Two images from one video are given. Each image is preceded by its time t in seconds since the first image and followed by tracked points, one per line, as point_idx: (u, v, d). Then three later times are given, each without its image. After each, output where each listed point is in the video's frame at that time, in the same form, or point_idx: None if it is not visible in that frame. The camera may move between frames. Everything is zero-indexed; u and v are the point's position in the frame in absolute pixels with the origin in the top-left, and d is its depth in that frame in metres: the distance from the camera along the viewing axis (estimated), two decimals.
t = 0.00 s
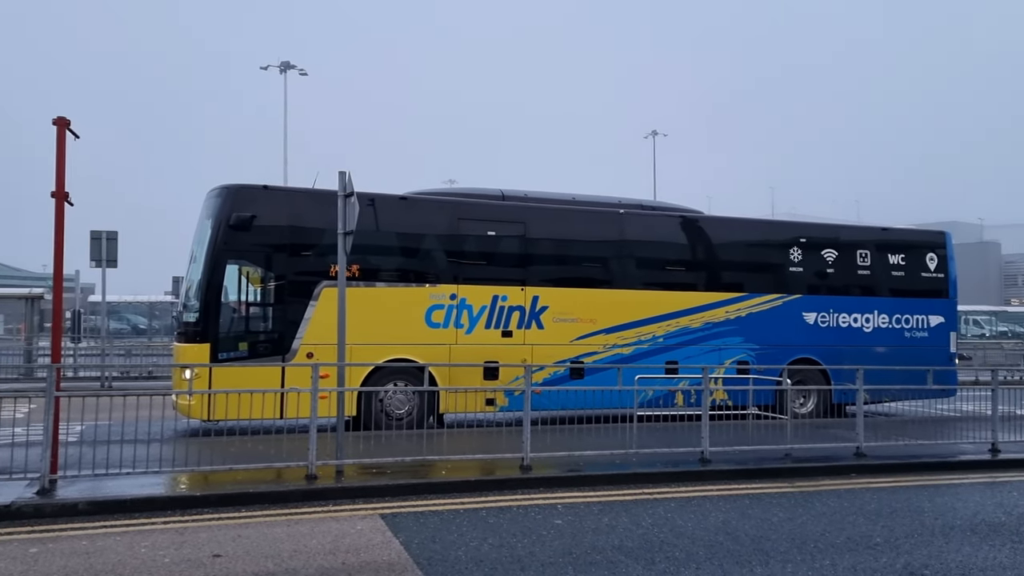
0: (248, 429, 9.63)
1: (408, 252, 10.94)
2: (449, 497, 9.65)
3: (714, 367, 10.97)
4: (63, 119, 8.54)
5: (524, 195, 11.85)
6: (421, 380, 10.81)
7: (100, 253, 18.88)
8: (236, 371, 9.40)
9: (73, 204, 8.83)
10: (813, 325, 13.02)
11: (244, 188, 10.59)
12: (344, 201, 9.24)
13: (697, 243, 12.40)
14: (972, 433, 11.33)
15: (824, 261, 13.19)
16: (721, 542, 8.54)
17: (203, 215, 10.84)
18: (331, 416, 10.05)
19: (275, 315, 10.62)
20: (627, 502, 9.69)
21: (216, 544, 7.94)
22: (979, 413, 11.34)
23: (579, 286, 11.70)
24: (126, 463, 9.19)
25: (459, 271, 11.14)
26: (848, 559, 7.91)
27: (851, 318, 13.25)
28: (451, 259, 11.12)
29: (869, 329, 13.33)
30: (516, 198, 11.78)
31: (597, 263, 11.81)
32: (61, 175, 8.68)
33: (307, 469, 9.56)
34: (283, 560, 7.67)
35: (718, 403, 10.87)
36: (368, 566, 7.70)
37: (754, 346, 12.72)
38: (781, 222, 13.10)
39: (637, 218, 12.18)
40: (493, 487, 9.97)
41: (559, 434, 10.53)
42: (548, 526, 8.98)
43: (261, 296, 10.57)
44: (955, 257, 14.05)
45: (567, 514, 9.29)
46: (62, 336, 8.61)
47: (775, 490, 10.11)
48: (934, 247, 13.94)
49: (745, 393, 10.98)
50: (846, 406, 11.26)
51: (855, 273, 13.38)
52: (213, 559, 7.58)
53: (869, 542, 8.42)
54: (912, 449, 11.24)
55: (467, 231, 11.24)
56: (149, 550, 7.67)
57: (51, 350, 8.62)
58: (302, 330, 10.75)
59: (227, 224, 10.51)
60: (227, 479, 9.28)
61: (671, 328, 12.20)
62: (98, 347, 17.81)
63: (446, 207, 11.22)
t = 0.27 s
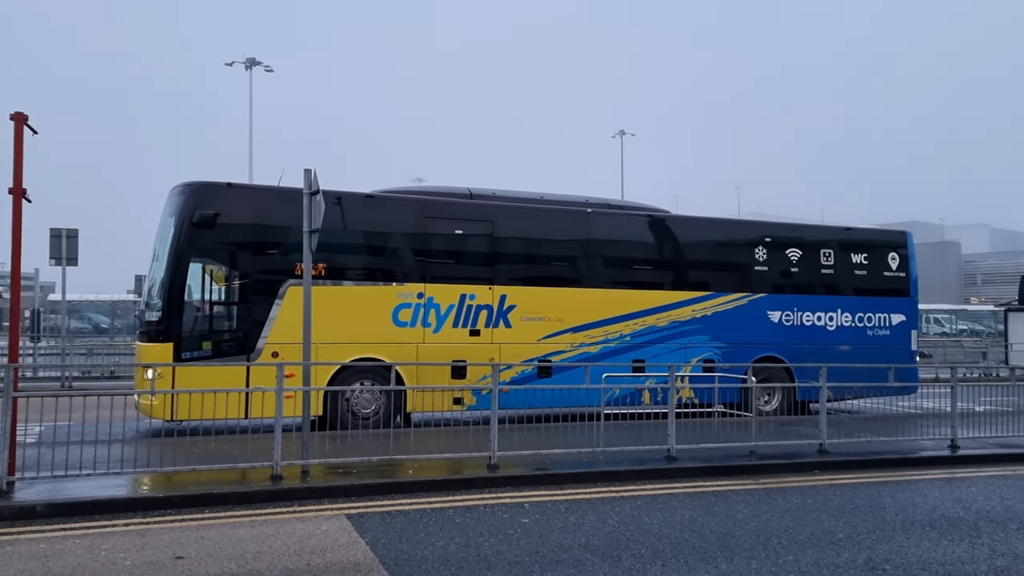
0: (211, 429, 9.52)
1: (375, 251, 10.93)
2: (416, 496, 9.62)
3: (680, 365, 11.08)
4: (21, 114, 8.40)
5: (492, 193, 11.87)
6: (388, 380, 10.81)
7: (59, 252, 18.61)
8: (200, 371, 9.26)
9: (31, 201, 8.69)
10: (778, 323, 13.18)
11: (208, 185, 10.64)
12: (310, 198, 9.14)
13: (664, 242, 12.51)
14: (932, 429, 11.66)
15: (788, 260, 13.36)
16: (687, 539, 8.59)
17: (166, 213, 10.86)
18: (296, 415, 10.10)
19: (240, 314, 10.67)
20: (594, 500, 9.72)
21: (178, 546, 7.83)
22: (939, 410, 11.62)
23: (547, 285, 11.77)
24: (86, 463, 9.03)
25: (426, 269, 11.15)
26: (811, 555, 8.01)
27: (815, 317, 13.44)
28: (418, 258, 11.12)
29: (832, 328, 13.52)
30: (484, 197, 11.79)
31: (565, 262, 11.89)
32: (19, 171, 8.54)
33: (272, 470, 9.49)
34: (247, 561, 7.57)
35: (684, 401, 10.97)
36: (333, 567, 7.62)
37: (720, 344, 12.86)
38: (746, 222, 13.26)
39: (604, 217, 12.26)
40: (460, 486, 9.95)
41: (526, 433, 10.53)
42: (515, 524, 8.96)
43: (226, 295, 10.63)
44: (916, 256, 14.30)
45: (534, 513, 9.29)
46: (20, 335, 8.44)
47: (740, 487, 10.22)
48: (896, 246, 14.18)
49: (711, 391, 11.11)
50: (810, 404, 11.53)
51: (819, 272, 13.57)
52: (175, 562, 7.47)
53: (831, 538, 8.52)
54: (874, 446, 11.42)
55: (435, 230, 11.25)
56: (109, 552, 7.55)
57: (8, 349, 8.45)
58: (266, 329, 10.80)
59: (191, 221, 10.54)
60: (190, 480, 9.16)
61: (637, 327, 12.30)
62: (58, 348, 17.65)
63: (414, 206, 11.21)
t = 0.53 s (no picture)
0: (186, 429, 9.47)
1: (353, 249, 10.90)
2: (393, 495, 9.59)
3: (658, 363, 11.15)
4: None
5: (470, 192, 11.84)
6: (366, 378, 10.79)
7: (31, 250, 18.39)
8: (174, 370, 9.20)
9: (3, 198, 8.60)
10: (755, 322, 13.29)
11: (182, 183, 10.59)
12: (286, 196, 9.07)
13: (642, 240, 12.57)
14: (904, 426, 11.86)
15: (764, 259, 13.47)
16: (664, 536, 8.63)
17: (140, 211, 10.79)
18: (273, 415, 10.10)
19: (215, 312, 10.63)
20: (572, 498, 9.75)
21: (151, 546, 7.75)
22: (912, 407, 11.79)
23: (525, 283, 11.80)
24: (58, 464, 8.97)
25: (404, 268, 11.13)
26: (786, 551, 8.08)
27: (790, 315, 13.56)
28: (397, 256, 11.10)
29: (808, 326, 13.66)
30: (462, 195, 11.76)
31: (543, 261, 11.93)
32: None
33: (248, 469, 9.43)
34: (222, 561, 7.50)
35: (661, 398, 11.06)
36: (309, 566, 7.57)
37: (697, 342, 12.94)
38: (724, 220, 13.36)
39: (583, 215, 12.30)
40: (438, 485, 9.94)
41: (504, 432, 10.57)
42: (493, 522, 8.96)
43: (201, 294, 10.59)
44: (890, 255, 14.47)
45: (511, 511, 9.29)
46: None
47: (716, 484, 10.29)
48: (871, 245, 14.33)
49: (688, 389, 11.14)
50: (786, 401, 11.60)
51: (795, 271, 13.69)
52: (149, 563, 7.39)
53: (806, 534, 8.60)
54: (848, 443, 11.55)
55: (413, 229, 11.24)
56: (82, 553, 7.47)
57: None
58: (242, 328, 10.76)
59: (165, 219, 10.48)
60: (164, 480, 9.09)
61: (616, 325, 12.36)
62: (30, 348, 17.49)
63: (392, 204, 11.19)
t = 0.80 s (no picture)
0: (155, 429, 9.37)
1: (326, 246, 10.82)
2: (367, 493, 9.54)
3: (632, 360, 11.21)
4: None
5: (444, 188, 11.85)
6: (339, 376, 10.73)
7: None
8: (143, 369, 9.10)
9: None
10: (727, 318, 13.40)
11: (151, 178, 10.46)
12: (258, 192, 8.98)
13: (616, 237, 12.62)
14: (874, 421, 12.03)
15: (737, 256, 13.58)
16: (637, 532, 8.66)
17: (108, 206, 10.65)
18: (244, 414, 10.03)
19: (185, 310, 10.53)
20: (546, 495, 9.76)
21: (120, 547, 7.64)
22: (882, 402, 11.97)
23: (500, 280, 11.81)
24: (23, 465, 8.83)
25: (378, 265, 11.09)
26: (757, 545, 8.16)
27: (763, 312, 13.68)
28: (370, 254, 11.05)
29: (779, 322, 13.80)
30: (436, 192, 11.77)
31: (518, 258, 11.95)
32: None
33: (219, 468, 9.33)
34: (192, 562, 7.42)
35: (635, 395, 11.12)
36: (280, 566, 7.50)
37: (671, 339, 13.02)
38: (697, 218, 13.45)
39: (557, 212, 12.32)
40: (412, 483, 9.90)
41: (478, 429, 10.59)
42: (467, 520, 8.94)
43: (171, 291, 10.49)
44: (860, 252, 14.66)
45: (485, 508, 9.28)
46: None
47: (689, 479, 10.37)
48: (841, 242, 14.50)
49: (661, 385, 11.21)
50: (758, 398, 11.63)
51: (767, 268, 13.82)
52: (117, 564, 7.29)
53: (777, 529, 8.69)
54: (819, 438, 11.70)
55: (387, 225, 11.19)
56: (48, 556, 7.35)
57: None
58: (213, 326, 10.65)
59: (133, 215, 10.35)
60: (133, 480, 8.98)
61: (590, 323, 12.40)
62: None
63: (365, 201, 11.13)
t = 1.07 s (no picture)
0: (121, 428, 9.26)
1: (296, 243, 10.75)
2: (337, 492, 9.49)
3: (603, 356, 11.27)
4: None
5: (416, 184, 11.85)
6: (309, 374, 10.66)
7: None
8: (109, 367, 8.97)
9: None
10: (698, 314, 13.50)
11: (116, 173, 10.31)
12: (226, 187, 8.87)
13: (587, 233, 12.67)
14: (841, 416, 12.21)
15: (708, 253, 13.69)
16: (608, 527, 8.71)
17: (72, 202, 10.48)
18: (212, 411, 9.92)
19: (152, 307, 10.41)
20: (517, 491, 9.77)
21: (85, 548, 7.53)
22: (848, 396, 12.17)
23: (471, 277, 11.81)
24: None
25: (349, 262, 11.04)
26: (726, 539, 8.24)
27: (733, 308, 13.81)
28: (340, 250, 11.00)
29: (749, 318, 13.94)
30: (407, 188, 11.76)
31: (490, 255, 11.97)
32: None
33: (186, 468, 9.22)
34: (159, 562, 7.33)
35: (606, 391, 11.19)
36: (249, 566, 7.43)
37: (642, 335, 13.09)
38: (668, 214, 13.55)
39: (529, 209, 12.34)
40: (383, 480, 9.87)
41: (449, 426, 10.59)
42: (438, 517, 8.92)
43: (137, 288, 10.37)
44: (827, 249, 14.85)
45: (457, 505, 9.27)
46: None
47: (660, 474, 10.44)
48: (809, 239, 14.69)
49: (632, 381, 11.29)
50: (727, 393, 11.74)
51: (736, 264, 13.95)
52: (81, 565, 7.18)
53: (746, 522, 8.79)
54: (787, 432, 11.84)
55: (357, 222, 11.14)
56: (10, 558, 7.21)
57: None
58: (180, 323, 10.54)
59: (98, 211, 10.20)
60: (98, 480, 8.85)
61: (562, 319, 12.44)
62: None
63: (335, 197, 11.07)
